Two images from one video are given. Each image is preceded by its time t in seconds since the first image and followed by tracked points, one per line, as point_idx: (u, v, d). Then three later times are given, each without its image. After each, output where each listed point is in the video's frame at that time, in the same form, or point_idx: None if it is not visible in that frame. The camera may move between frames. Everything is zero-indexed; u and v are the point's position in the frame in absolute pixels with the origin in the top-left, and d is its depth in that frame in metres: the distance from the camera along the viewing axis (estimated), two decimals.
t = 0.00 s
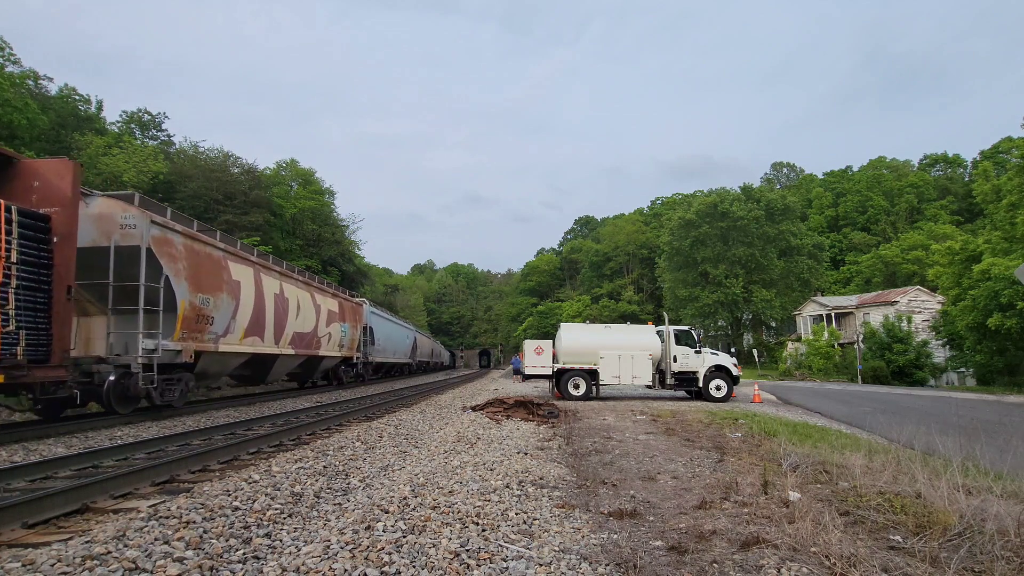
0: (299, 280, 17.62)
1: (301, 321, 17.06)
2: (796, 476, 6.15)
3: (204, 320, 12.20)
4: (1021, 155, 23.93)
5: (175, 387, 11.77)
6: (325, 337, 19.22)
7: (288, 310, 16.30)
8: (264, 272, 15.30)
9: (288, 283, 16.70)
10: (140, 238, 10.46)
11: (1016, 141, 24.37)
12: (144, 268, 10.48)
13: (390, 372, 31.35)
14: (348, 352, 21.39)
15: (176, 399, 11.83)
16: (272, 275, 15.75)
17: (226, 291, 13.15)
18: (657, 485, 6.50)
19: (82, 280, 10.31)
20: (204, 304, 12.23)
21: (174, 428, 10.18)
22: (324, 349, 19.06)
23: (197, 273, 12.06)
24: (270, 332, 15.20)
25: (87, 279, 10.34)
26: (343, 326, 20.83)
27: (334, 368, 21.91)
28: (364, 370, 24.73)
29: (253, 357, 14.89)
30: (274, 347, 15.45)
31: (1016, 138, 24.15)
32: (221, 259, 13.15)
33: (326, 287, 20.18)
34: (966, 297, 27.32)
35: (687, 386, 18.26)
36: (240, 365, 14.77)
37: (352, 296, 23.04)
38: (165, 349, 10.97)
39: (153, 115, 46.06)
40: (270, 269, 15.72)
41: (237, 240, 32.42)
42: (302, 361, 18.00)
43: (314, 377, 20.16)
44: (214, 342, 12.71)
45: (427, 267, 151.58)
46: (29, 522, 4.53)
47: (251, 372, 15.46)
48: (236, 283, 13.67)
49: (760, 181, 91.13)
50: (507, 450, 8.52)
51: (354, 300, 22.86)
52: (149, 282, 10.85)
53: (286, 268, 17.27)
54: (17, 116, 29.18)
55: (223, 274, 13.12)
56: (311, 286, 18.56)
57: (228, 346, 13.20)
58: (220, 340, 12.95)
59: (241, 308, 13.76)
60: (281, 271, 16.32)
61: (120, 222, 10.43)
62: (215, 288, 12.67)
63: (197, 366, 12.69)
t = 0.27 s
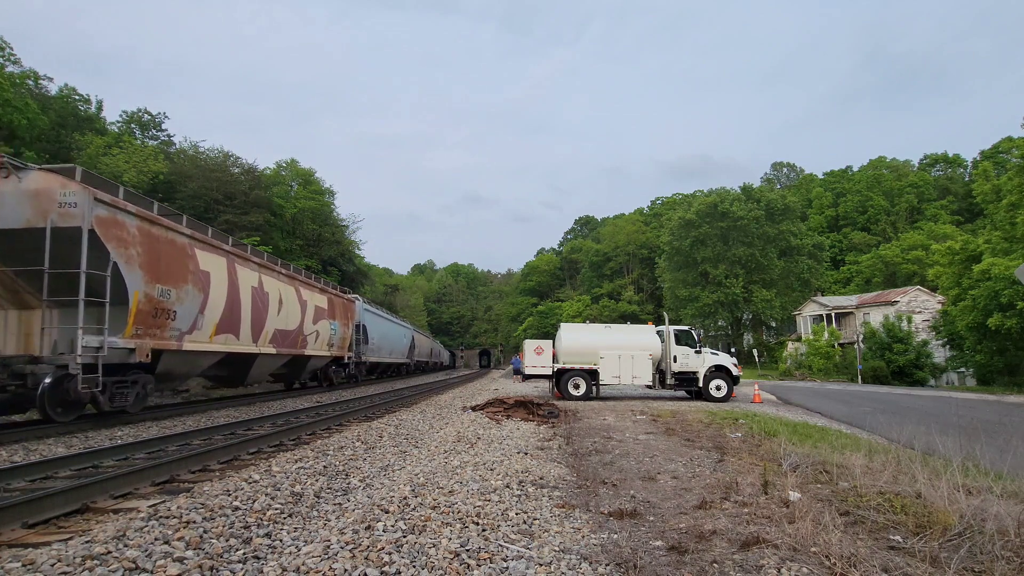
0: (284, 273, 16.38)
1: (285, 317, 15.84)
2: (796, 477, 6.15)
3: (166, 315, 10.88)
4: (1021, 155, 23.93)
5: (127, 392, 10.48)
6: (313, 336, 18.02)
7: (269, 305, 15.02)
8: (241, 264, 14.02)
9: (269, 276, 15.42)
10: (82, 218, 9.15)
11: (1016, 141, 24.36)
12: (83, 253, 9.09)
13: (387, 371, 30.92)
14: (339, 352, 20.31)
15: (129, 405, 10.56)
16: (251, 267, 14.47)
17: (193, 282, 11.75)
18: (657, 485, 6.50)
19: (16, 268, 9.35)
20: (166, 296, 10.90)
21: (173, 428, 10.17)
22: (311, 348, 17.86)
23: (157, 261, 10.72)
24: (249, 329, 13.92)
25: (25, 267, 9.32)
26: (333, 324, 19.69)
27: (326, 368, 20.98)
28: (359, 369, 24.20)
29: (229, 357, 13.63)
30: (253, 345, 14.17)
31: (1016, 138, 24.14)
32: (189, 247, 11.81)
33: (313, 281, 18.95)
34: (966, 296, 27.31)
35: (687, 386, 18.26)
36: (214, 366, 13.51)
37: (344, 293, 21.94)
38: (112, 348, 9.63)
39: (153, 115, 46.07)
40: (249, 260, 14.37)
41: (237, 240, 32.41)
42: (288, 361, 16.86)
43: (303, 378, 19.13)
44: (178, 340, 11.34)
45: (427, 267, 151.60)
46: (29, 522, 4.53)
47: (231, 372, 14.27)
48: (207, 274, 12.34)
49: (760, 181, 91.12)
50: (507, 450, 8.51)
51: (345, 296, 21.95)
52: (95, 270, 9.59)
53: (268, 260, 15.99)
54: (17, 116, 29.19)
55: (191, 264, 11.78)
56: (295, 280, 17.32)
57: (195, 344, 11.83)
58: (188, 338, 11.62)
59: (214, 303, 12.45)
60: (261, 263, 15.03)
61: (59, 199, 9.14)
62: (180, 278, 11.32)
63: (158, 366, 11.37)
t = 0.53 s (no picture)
0: (262, 264, 14.96)
1: (261, 313, 14.45)
2: (797, 477, 6.15)
3: (112, 308, 9.33)
4: (1021, 155, 23.92)
5: (64, 396, 8.99)
6: (297, 334, 16.71)
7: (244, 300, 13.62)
8: (212, 254, 12.61)
9: (245, 268, 13.99)
10: None
11: (1016, 141, 24.36)
12: (3, 228, 7.41)
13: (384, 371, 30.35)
14: (327, 352, 19.09)
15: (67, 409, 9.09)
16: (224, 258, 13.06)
17: (148, 271, 10.25)
18: (657, 485, 6.50)
19: None
20: (112, 286, 9.32)
21: (173, 428, 10.16)
22: (295, 347, 16.53)
23: (102, 246, 9.16)
24: (220, 325, 12.53)
25: None
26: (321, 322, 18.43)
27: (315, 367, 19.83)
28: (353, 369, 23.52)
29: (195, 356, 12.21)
30: (224, 343, 12.75)
31: (1016, 138, 24.13)
32: (143, 230, 10.25)
33: (298, 275, 17.62)
34: (966, 296, 27.31)
35: (687, 386, 18.25)
36: (180, 364, 12.12)
37: (334, 289, 20.72)
38: (41, 346, 8.12)
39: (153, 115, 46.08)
40: (221, 250, 12.95)
41: (237, 240, 32.40)
42: (268, 360, 15.59)
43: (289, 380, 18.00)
44: (128, 337, 9.82)
45: (427, 267, 151.61)
46: (29, 522, 4.53)
47: (202, 373, 13.02)
48: (166, 262, 10.81)
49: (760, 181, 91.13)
50: (507, 450, 8.51)
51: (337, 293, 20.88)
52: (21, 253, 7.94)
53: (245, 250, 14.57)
54: (17, 116, 29.20)
55: (146, 250, 10.23)
56: (277, 273, 15.96)
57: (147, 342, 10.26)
58: (140, 335, 10.12)
59: (177, 295, 11.01)
60: (236, 253, 13.62)
61: None
62: (130, 267, 9.76)
63: (105, 367, 9.99)
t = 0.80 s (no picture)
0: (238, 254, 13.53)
1: (236, 308, 13.07)
2: (797, 477, 6.15)
3: (37, 298, 7.91)
4: (1021, 155, 23.92)
5: None
6: (279, 332, 15.40)
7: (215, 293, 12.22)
8: (179, 241, 11.20)
9: (217, 258, 12.55)
10: None
11: (1016, 141, 24.38)
12: None
13: (381, 370, 29.66)
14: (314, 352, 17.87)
15: None
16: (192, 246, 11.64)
17: (90, 257, 8.81)
18: (657, 485, 6.50)
19: None
20: (37, 271, 7.89)
21: (173, 428, 10.16)
22: (276, 346, 15.20)
23: (21, 224, 7.72)
24: (184, 321, 11.13)
25: None
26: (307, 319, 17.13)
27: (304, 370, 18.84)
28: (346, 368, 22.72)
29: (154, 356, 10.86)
30: (189, 341, 11.38)
31: (1016, 137, 24.15)
32: (85, 210, 8.83)
33: (282, 267, 16.24)
34: (966, 296, 27.31)
35: (687, 386, 18.24)
36: (140, 364, 10.77)
37: (324, 285, 19.48)
38: None
39: (152, 115, 46.09)
40: (188, 237, 11.50)
41: (237, 240, 32.38)
42: (245, 361, 14.29)
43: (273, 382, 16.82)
44: (64, 334, 8.44)
45: (427, 267, 151.58)
46: (29, 522, 4.53)
47: (167, 374, 11.61)
48: (116, 248, 9.39)
49: (760, 181, 91.14)
50: (507, 450, 8.51)
51: (329, 290, 19.82)
52: None
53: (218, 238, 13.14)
54: (17, 116, 29.22)
55: (88, 234, 8.82)
56: (256, 264, 14.57)
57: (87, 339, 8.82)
58: (78, 330, 8.69)
59: (129, 286, 9.61)
60: (205, 240, 12.12)
61: None
62: (63, 250, 8.33)
63: (38, 368, 8.52)
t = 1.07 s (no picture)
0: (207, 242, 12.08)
1: (204, 302, 11.64)
2: (796, 477, 6.15)
3: None
4: (1021, 155, 23.93)
5: None
6: (256, 329, 14.05)
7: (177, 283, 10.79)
8: (133, 223, 9.75)
9: (182, 246, 11.12)
10: None
11: (1015, 141, 24.38)
12: None
13: (377, 370, 28.91)
14: (298, 351, 16.62)
15: None
16: (150, 229, 10.18)
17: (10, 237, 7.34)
18: (657, 485, 6.50)
19: None
20: None
21: (173, 428, 10.16)
22: (252, 344, 13.85)
23: None
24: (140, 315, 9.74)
25: None
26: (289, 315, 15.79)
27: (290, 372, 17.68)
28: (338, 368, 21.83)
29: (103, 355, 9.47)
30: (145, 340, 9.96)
31: (1016, 138, 24.15)
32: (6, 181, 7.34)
33: (258, 258, 14.80)
34: (965, 296, 27.31)
35: (687, 386, 18.25)
36: (90, 366, 9.46)
37: (309, 279, 18.27)
38: None
39: (153, 115, 46.11)
40: (144, 220, 10.02)
41: (237, 239, 32.36)
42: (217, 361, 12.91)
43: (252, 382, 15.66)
44: None
45: (427, 267, 151.61)
46: (29, 522, 4.53)
47: (126, 376, 10.31)
48: (47, 227, 7.90)
49: (760, 181, 91.17)
50: (507, 450, 8.51)
51: (316, 285, 18.69)
52: None
53: (183, 222, 11.67)
54: (16, 116, 29.22)
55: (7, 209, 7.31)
56: (228, 253, 13.13)
57: (6, 334, 7.37)
58: None
59: (65, 274, 8.18)
60: (166, 225, 10.66)
61: None
62: None
63: None
